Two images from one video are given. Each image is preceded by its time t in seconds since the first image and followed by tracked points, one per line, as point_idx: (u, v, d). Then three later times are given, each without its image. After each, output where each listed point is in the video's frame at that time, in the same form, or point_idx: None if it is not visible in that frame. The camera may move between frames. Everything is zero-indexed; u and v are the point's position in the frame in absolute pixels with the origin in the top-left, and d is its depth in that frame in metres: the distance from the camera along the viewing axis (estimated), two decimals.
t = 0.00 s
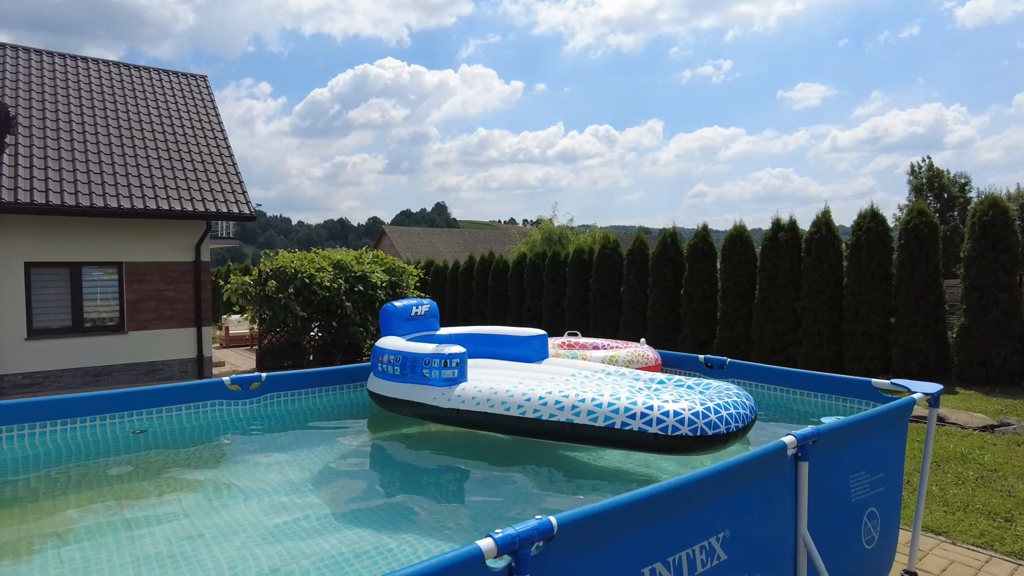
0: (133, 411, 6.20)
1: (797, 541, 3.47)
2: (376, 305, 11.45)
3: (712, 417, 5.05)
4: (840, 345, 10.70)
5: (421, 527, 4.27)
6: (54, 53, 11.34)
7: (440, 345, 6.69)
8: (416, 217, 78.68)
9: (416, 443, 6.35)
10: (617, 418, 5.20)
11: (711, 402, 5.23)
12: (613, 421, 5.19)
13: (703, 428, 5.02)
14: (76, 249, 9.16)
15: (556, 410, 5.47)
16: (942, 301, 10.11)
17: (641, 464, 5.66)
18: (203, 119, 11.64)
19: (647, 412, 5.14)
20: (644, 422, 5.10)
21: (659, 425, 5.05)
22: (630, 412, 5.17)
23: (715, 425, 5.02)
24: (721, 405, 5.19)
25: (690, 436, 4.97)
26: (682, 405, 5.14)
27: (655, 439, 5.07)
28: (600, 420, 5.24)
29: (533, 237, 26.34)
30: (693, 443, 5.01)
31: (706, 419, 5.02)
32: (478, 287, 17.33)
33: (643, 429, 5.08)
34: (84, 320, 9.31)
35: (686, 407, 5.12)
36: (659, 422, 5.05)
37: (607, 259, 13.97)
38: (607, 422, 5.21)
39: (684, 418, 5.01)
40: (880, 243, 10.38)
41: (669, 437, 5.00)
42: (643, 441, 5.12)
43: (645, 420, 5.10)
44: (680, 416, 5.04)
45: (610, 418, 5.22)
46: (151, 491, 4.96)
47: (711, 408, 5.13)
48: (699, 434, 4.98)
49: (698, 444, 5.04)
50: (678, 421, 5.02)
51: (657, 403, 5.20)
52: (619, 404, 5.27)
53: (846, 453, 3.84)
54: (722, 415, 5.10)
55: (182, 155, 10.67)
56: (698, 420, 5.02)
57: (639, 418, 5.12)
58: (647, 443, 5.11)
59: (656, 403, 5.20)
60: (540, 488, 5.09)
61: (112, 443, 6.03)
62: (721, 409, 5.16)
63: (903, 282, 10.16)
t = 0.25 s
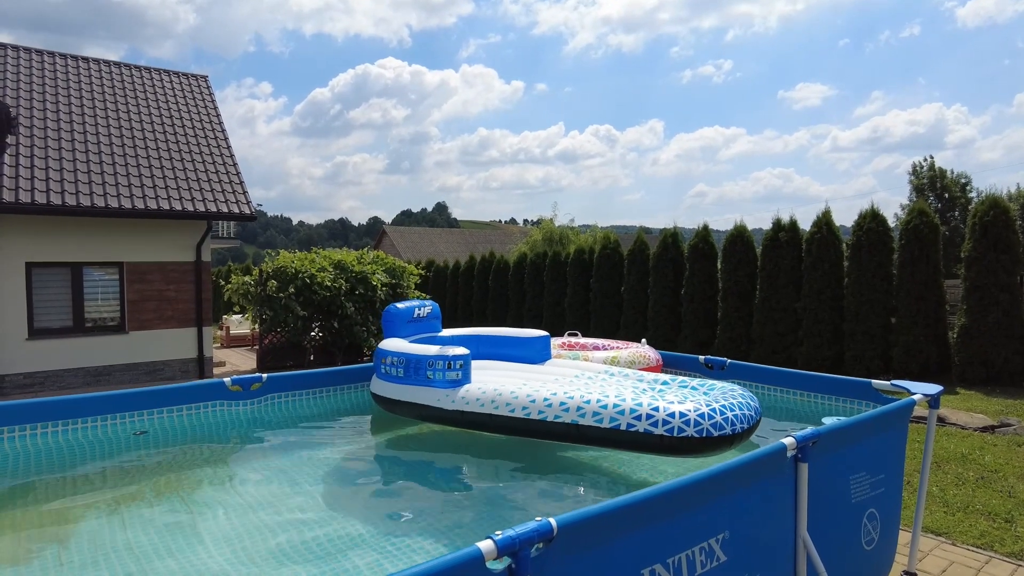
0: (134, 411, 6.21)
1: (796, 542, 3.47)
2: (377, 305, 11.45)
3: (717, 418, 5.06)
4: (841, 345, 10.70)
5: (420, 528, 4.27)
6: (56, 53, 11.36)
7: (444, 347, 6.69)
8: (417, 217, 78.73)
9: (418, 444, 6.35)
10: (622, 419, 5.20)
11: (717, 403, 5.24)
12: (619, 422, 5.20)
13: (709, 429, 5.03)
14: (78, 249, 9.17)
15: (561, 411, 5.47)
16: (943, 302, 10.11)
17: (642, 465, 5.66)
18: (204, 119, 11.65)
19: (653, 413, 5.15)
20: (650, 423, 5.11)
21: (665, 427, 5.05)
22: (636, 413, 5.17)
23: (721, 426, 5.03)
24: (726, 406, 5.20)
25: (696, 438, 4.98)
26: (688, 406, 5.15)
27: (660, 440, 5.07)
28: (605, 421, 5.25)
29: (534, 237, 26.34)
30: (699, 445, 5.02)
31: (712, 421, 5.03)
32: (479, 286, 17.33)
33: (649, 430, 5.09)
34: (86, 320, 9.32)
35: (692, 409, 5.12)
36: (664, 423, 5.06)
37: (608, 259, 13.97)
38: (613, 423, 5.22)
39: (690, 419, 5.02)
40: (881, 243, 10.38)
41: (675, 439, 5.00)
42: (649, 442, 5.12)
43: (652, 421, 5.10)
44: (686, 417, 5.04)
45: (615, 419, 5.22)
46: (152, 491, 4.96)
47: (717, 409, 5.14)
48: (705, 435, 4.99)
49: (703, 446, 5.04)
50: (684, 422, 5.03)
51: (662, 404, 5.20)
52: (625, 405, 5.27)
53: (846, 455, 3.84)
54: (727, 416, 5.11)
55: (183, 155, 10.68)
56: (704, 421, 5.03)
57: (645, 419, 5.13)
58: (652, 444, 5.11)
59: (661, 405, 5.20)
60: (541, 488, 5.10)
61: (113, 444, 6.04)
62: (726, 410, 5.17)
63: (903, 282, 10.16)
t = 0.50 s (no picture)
0: (135, 411, 6.20)
1: (798, 541, 3.47)
2: (377, 305, 11.45)
3: (724, 418, 5.06)
4: (842, 345, 10.70)
5: (420, 528, 4.27)
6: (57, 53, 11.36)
7: (447, 347, 6.68)
8: (417, 217, 78.75)
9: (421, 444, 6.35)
10: (628, 419, 5.19)
11: (723, 402, 5.24)
12: (625, 422, 5.19)
13: (715, 428, 5.03)
14: (79, 249, 9.17)
15: (566, 411, 5.47)
16: (944, 302, 10.10)
17: (643, 465, 5.66)
18: (205, 119, 11.65)
19: (659, 413, 5.14)
20: (657, 422, 5.10)
21: (672, 426, 5.04)
22: (642, 413, 5.17)
23: (727, 426, 5.03)
24: (732, 406, 5.20)
25: (703, 437, 4.98)
26: (694, 406, 5.14)
27: (667, 440, 5.07)
28: (612, 421, 5.24)
29: (535, 237, 26.33)
30: (705, 444, 5.01)
31: (718, 420, 5.03)
32: (479, 286, 17.33)
33: (656, 430, 5.08)
34: (86, 320, 9.31)
35: (698, 408, 5.12)
36: (671, 423, 5.05)
37: (609, 259, 13.97)
38: (619, 423, 5.21)
39: (697, 418, 5.02)
40: (882, 243, 10.37)
41: (682, 438, 5.00)
42: (656, 442, 5.12)
43: (658, 421, 5.10)
44: (693, 416, 5.04)
45: (621, 419, 5.22)
46: (153, 491, 4.96)
47: (723, 409, 5.14)
48: (711, 434, 4.98)
49: (710, 445, 5.04)
50: (690, 421, 5.02)
51: (668, 404, 5.20)
52: (631, 404, 5.27)
53: (849, 454, 3.84)
54: (734, 416, 5.11)
55: (183, 155, 10.68)
56: (711, 420, 5.03)
57: (651, 418, 5.12)
58: (659, 443, 5.11)
59: (667, 404, 5.20)
60: (541, 488, 5.09)
61: (114, 444, 6.04)
62: (732, 409, 5.17)
63: (905, 282, 10.15)
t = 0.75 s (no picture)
0: (136, 412, 6.21)
1: (800, 543, 3.47)
2: (378, 305, 11.46)
3: (727, 418, 5.06)
4: (842, 345, 10.69)
5: (421, 528, 4.27)
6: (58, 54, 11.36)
7: (449, 347, 6.68)
8: (418, 217, 78.76)
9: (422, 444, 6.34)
10: (632, 420, 5.19)
11: (726, 403, 5.24)
12: (629, 422, 5.18)
13: (719, 429, 5.03)
14: (80, 249, 9.17)
15: (570, 412, 5.46)
16: (944, 302, 10.09)
17: (644, 465, 5.66)
18: (206, 119, 11.65)
19: (663, 414, 5.14)
20: (661, 423, 5.09)
21: (676, 427, 5.04)
22: (646, 413, 5.16)
23: (731, 426, 5.03)
24: (736, 406, 5.21)
25: (706, 438, 4.97)
26: (697, 406, 5.14)
27: (671, 441, 5.06)
28: (615, 422, 5.23)
29: (536, 236, 26.32)
30: (709, 445, 5.01)
31: (722, 421, 5.03)
32: (480, 286, 17.32)
33: (660, 431, 5.07)
34: (87, 320, 9.32)
35: (702, 409, 5.12)
36: (675, 424, 5.04)
37: (610, 258, 13.96)
38: (623, 423, 5.20)
39: (701, 419, 5.01)
40: (883, 243, 10.36)
41: (686, 439, 5.00)
42: (660, 443, 5.11)
43: (661, 422, 5.09)
44: (697, 417, 5.04)
45: (625, 420, 5.21)
46: (154, 492, 4.96)
47: (726, 409, 5.14)
48: (715, 435, 4.98)
49: (713, 446, 5.03)
50: (694, 422, 5.02)
51: (672, 405, 5.20)
52: (635, 405, 5.26)
53: (850, 455, 3.83)
54: (737, 416, 5.11)
55: (184, 155, 10.68)
56: (715, 421, 5.02)
57: (655, 419, 5.12)
58: (663, 444, 5.10)
59: (671, 405, 5.20)
60: (542, 489, 5.09)
61: (114, 445, 6.04)
62: (735, 410, 5.17)
63: (906, 282, 10.15)
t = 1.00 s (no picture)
0: (135, 411, 6.21)
1: (799, 543, 3.47)
2: (378, 306, 11.47)
3: (728, 417, 5.06)
4: (843, 345, 10.69)
5: (421, 528, 4.27)
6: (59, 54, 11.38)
7: (449, 347, 6.68)
8: (419, 217, 78.79)
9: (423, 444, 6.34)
10: (634, 419, 5.18)
11: (727, 402, 5.24)
12: (630, 421, 5.18)
13: (720, 428, 5.03)
14: (80, 249, 9.18)
15: (571, 411, 5.46)
16: (945, 302, 10.08)
17: (644, 465, 5.65)
18: (206, 119, 11.67)
19: (665, 413, 5.13)
20: (663, 422, 5.09)
21: (677, 426, 5.03)
22: (647, 412, 5.16)
23: (732, 425, 5.03)
24: (736, 405, 5.21)
25: (708, 437, 4.97)
26: (698, 405, 5.14)
27: (672, 440, 5.06)
28: (617, 421, 5.23)
29: (536, 236, 26.31)
30: (711, 444, 5.01)
31: (723, 419, 5.03)
32: (480, 286, 17.32)
33: (661, 430, 5.07)
34: (88, 320, 9.33)
35: (703, 408, 5.12)
36: (676, 422, 5.04)
37: (610, 259, 13.96)
38: (624, 422, 5.20)
39: (702, 418, 5.01)
40: (883, 243, 10.35)
41: (688, 437, 4.99)
42: (661, 441, 5.11)
43: (663, 421, 5.09)
44: (698, 416, 5.04)
45: (627, 418, 5.21)
46: (153, 491, 4.97)
47: (727, 408, 5.14)
48: (716, 434, 4.99)
49: (713, 445, 5.03)
50: (696, 421, 5.02)
51: (673, 403, 5.19)
52: (636, 404, 5.26)
53: (849, 455, 3.83)
54: (738, 415, 5.12)
55: (185, 155, 10.69)
56: (716, 420, 5.03)
57: (657, 418, 5.11)
58: (664, 443, 5.10)
59: (672, 404, 5.20)
60: (541, 488, 5.09)
61: (114, 444, 6.05)
62: (736, 409, 5.17)
63: (906, 282, 10.14)
